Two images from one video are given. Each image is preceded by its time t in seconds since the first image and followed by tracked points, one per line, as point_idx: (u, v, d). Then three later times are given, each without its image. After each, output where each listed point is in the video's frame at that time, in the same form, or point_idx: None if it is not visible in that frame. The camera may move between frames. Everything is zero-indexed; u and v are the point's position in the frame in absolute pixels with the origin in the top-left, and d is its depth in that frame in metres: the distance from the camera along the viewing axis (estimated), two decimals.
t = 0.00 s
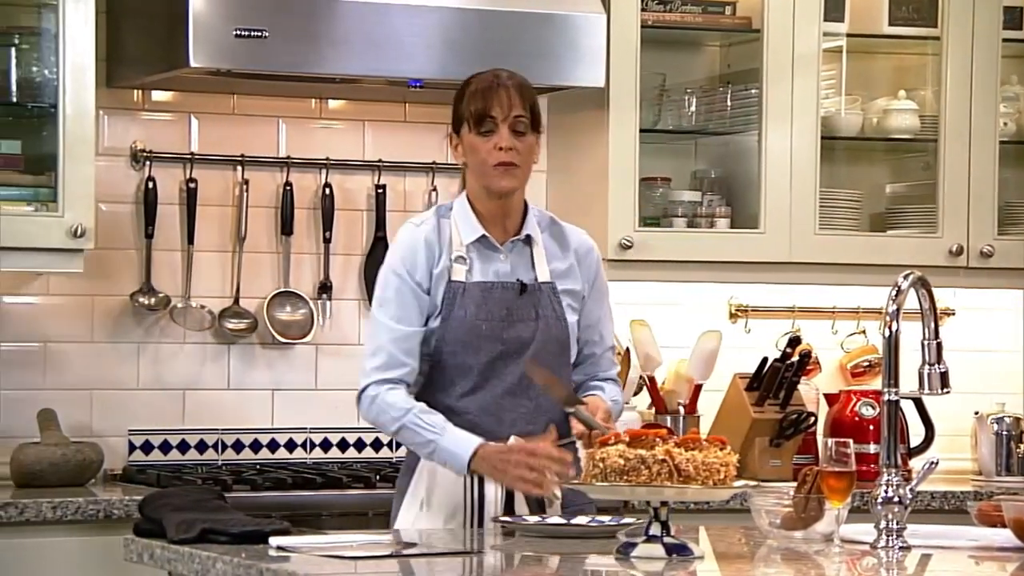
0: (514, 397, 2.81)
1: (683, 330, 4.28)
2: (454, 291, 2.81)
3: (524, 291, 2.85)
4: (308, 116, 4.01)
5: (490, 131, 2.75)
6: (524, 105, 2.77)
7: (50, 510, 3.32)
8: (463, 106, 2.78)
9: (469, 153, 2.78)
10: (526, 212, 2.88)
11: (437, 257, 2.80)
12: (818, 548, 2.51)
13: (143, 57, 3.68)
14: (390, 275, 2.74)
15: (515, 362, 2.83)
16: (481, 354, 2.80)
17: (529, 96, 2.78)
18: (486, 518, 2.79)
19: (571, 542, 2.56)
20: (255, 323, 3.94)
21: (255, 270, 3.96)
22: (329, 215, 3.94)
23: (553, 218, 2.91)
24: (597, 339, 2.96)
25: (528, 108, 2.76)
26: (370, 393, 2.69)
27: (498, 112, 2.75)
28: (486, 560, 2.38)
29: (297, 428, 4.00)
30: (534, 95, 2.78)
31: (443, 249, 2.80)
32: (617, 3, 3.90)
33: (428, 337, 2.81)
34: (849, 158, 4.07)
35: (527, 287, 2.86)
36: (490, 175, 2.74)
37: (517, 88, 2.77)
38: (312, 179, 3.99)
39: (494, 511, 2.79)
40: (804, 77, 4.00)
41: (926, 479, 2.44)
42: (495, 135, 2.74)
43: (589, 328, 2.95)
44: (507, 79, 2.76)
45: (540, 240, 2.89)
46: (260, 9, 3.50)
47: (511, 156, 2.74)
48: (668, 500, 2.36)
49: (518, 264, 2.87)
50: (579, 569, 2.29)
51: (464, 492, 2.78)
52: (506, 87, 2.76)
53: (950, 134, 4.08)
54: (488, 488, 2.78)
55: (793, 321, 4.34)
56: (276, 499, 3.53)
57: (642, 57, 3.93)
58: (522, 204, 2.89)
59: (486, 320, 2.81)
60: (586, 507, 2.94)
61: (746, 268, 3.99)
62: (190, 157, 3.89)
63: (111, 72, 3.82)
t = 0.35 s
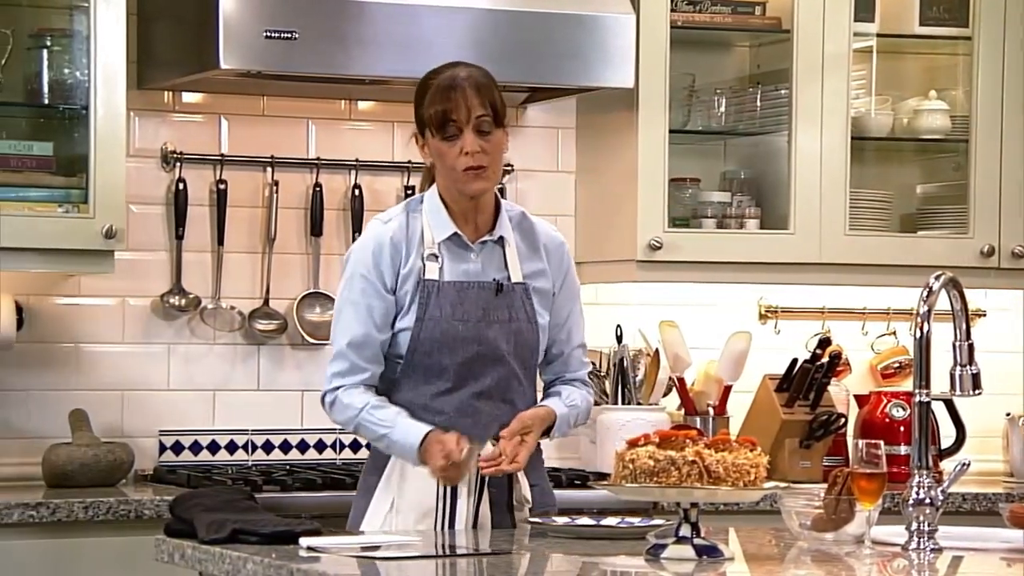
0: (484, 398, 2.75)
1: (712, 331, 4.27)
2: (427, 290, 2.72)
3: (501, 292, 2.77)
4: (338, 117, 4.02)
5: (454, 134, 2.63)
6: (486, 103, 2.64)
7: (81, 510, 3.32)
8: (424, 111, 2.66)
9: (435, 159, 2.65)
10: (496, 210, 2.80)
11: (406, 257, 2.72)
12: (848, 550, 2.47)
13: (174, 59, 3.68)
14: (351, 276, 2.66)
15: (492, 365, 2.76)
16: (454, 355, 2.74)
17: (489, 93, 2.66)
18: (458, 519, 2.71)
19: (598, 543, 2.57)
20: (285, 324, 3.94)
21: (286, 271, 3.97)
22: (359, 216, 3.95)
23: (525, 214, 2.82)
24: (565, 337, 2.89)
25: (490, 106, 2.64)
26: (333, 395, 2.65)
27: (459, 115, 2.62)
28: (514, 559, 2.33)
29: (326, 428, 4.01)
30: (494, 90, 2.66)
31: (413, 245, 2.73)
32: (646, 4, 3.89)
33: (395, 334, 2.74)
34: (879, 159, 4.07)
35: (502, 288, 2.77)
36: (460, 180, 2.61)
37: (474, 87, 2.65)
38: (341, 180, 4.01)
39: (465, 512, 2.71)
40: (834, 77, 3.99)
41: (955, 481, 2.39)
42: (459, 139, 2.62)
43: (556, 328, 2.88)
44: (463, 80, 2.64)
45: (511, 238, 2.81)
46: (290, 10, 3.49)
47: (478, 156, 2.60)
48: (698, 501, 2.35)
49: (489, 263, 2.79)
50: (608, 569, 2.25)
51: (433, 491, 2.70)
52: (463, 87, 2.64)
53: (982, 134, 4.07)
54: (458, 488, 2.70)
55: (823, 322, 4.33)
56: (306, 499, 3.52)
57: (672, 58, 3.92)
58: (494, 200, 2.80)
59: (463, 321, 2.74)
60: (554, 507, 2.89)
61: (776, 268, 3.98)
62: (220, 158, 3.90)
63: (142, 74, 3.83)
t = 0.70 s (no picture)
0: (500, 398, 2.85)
1: (733, 331, 4.27)
2: (441, 297, 2.82)
3: (512, 293, 2.87)
4: (358, 118, 4.03)
5: (443, 142, 2.73)
6: (466, 105, 2.73)
7: (102, 510, 3.33)
8: (410, 122, 2.77)
9: (430, 169, 2.77)
10: (499, 212, 2.90)
11: (416, 266, 2.81)
12: (870, 551, 2.46)
13: (195, 60, 3.69)
14: (359, 289, 2.74)
15: (507, 366, 2.85)
16: (471, 357, 2.83)
17: (470, 97, 2.74)
18: (477, 521, 2.83)
19: (619, 543, 2.56)
20: (305, 324, 3.95)
21: (306, 271, 3.97)
22: (379, 217, 3.95)
23: (524, 213, 2.94)
24: (566, 331, 3.01)
25: (470, 111, 2.73)
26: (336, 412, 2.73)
27: (441, 124, 2.73)
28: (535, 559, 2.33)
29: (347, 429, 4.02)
30: (471, 91, 2.74)
31: (422, 252, 2.82)
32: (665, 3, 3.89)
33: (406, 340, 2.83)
34: (899, 159, 4.07)
35: (512, 289, 2.87)
36: (457, 186, 2.73)
37: (452, 93, 2.73)
38: (362, 180, 4.01)
39: (484, 515, 2.82)
40: (855, 77, 3.99)
41: (977, 483, 2.38)
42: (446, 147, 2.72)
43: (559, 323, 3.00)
44: (440, 88, 2.74)
45: (513, 239, 2.91)
46: (310, 10, 3.49)
47: (467, 161, 2.71)
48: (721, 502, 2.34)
49: (495, 265, 2.90)
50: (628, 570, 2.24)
51: (452, 499, 2.80)
52: (442, 95, 2.73)
53: (1004, 133, 4.06)
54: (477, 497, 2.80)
55: (844, 322, 4.31)
56: (326, 499, 3.52)
57: (691, 58, 3.92)
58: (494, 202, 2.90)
59: (476, 324, 2.83)
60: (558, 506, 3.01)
61: (797, 268, 3.97)
62: (241, 159, 3.91)
63: (163, 74, 3.84)
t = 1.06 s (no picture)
0: (524, 402, 2.89)
1: (744, 331, 4.27)
2: (469, 301, 2.86)
3: (537, 298, 2.91)
4: (369, 118, 4.03)
5: (472, 156, 2.78)
6: (498, 121, 2.77)
7: (114, 510, 3.33)
8: (438, 133, 2.81)
9: (458, 181, 2.81)
10: (522, 219, 2.95)
11: (446, 272, 2.85)
12: (881, 551, 2.45)
13: (206, 60, 3.69)
14: (390, 290, 2.77)
15: (532, 369, 2.89)
16: (499, 361, 2.87)
17: (501, 113, 2.78)
18: (501, 520, 2.83)
19: (630, 543, 2.56)
20: (316, 324, 3.95)
21: (317, 271, 3.97)
22: (390, 217, 3.95)
23: (544, 219, 2.99)
24: (584, 335, 3.07)
25: (500, 127, 2.77)
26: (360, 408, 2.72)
27: (471, 139, 2.77)
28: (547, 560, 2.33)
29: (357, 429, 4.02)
30: (502, 108, 2.78)
31: (452, 256, 2.86)
32: (676, 4, 3.89)
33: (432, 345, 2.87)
34: (911, 159, 4.06)
35: (538, 294, 2.92)
36: (485, 200, 2.78)
37: (483, 109, 2.77)
38: (372, 180, 4.01)
39: (508, 514, 2.83)
40: (866, 77, 3.99)
41: (988, 484, 2.37)
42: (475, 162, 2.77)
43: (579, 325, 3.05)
44: (472, 102, 2.77)
45: (536, 244, 2.96)
46: (320, 11, 3.49)
47: (497, 177, 2.76)
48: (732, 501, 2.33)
49: (519, 270, 2.93)
50: (639, 570, 2.24)
51: (477, 497, 2.81)
52: (473, 110, 2.77)
53: (1015, 134, 4.06)
54: (501, 495, 2.81)
55: (855, 323, 4.31)
56: (337, 500, 3.52)
57: (703, 59, 3.92)
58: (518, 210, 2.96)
59: (504, 329, 2.87)
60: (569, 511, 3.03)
61: (808, 269, 3.97)
62: (253, 159, 3.91)
63: (174, 75, 3.84)
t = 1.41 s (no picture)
0: (531, 414, 2.96)
1: (740, 331, 4.27)
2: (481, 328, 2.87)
3: (541, 316, 2.95)
4: (366, 118, 4.03)
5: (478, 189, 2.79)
6: (503, 154, 2.79)
7: (111, 510, 3.33)
8: (444, 164, 2.81)
9: (461, 210, 2.83)
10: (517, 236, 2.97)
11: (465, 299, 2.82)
12: (877, 551, 2.45)
13: (202, 60, 3.69)
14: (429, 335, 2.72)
15: (537, 385, 2.95)
16: (508, 382, 2.91)
17: (505, 144, 2.80)
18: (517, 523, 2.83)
19: (626, 543, 2.56)
20: (313, 324, 3.95)
21: (314, 271, 3.97)
22: (387, 216, 3.95)
23: (533, 229, 3.02)
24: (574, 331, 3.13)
25: (505, 159, 2.79)
26: (433, 455, 2.69)
27: (479, 171, 2.78)
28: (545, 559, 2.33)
29: (354, 429, 4.02)
30: (506, 140, 2.80)
31: (463, 283, 2.83)
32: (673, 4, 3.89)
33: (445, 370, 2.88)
34: (908, 159, 4.06)
35: (541, 309, 2.95)
36: (491, 230, 2.81)
37: (488, 141, 2.79)
38: (369, 180, 4.01)
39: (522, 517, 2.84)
40: (863, 77, 3.99)
41: (986, 483, 2.37)
42: (482, 193, 2.78)
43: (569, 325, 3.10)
44: (479, 136, 2.78)
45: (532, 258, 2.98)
46: (317, 10, 3.49)
47: (504, 209, 2.79)
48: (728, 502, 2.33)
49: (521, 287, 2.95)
50: (636, 570, 2.24)
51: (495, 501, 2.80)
52: (480, 142, 2.78)
53: (1011, 134, 4.07)
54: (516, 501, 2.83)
55: (852, 322, 4.31)
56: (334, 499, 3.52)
57: (699, 58, 3.92)
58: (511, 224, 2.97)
59: (514, 352, 2.90)
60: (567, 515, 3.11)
61: (804, 268, 3.97)
62: (249, 159, 3.91)
63: (171, 75, 3.84)
